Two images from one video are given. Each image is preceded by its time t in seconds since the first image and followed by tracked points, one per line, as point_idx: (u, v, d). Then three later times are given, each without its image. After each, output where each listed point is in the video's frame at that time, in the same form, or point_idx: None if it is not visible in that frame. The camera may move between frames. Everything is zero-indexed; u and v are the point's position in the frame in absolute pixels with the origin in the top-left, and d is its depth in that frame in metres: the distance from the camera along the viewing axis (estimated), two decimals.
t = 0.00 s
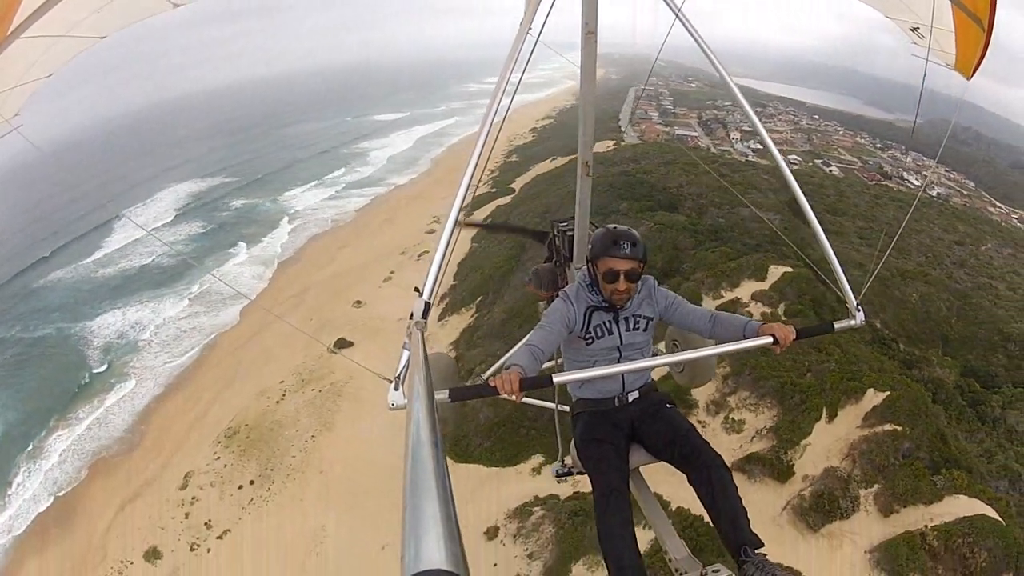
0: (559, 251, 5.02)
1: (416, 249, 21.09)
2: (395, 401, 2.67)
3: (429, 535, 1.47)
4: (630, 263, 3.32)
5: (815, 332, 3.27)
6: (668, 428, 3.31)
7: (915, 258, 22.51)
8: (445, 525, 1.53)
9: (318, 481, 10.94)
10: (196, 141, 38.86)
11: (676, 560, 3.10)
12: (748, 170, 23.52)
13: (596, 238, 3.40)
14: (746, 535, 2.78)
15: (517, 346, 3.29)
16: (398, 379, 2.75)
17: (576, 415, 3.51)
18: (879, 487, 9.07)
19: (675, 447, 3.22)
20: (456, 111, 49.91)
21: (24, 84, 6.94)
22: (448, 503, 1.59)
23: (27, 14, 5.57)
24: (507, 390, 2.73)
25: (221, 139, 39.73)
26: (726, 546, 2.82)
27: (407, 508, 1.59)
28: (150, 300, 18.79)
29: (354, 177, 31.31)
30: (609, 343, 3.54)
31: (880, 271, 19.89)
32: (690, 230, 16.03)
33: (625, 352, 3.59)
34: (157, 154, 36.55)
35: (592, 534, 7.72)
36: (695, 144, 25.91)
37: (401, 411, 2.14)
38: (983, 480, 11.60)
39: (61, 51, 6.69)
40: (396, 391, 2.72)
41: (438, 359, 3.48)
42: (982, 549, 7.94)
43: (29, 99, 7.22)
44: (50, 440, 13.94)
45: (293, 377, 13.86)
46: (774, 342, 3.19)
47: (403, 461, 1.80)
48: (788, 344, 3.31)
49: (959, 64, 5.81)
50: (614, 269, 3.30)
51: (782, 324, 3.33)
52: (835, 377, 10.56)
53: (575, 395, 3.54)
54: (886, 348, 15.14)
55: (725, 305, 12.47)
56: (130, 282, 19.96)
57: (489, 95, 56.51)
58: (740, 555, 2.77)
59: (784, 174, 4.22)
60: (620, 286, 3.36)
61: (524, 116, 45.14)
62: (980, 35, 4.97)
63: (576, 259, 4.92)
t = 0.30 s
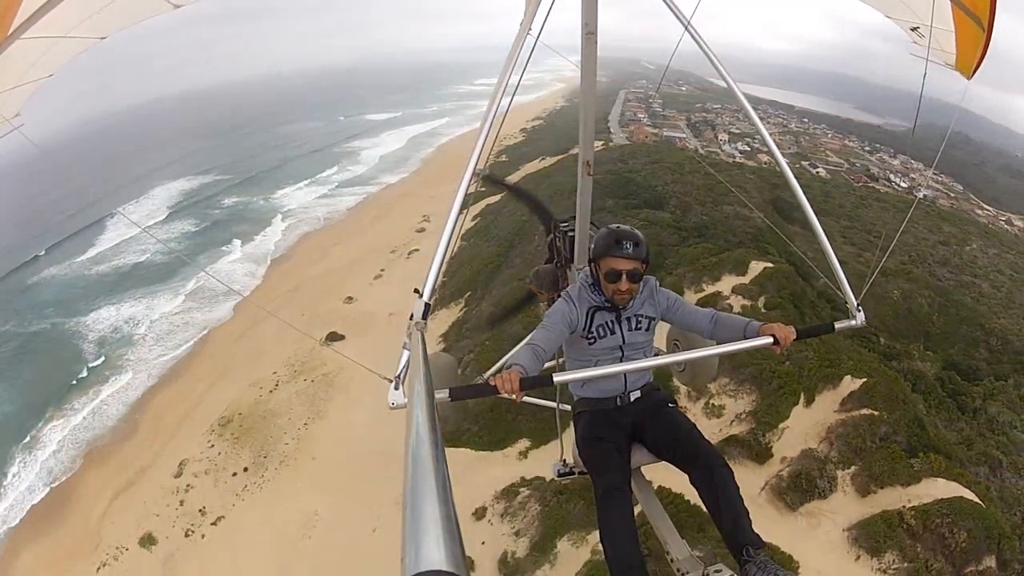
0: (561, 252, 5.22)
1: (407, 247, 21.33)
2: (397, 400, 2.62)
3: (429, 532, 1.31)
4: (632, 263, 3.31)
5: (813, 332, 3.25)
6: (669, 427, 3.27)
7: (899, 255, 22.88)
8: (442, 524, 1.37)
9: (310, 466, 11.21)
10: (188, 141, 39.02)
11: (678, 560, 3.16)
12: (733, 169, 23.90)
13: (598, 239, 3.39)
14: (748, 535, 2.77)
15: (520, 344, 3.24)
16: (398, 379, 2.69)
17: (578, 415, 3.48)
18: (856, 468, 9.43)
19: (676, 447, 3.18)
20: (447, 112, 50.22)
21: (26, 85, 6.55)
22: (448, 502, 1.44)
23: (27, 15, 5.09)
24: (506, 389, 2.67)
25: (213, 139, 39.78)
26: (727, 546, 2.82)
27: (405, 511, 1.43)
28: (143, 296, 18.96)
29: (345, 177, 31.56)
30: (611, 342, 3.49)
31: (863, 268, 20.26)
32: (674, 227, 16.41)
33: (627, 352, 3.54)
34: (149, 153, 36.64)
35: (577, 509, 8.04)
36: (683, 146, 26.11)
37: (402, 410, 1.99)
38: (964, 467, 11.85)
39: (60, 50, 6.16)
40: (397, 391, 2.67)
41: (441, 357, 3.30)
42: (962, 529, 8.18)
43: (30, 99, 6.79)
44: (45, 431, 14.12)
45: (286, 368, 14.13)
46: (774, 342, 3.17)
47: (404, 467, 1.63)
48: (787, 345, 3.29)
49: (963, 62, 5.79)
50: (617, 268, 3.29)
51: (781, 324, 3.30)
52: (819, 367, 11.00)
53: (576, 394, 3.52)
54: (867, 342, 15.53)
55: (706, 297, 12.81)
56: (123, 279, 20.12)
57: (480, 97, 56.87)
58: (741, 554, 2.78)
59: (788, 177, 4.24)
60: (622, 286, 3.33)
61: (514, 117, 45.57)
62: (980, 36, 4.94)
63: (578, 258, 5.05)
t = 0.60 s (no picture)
0: (565, 252, 5.10)
1: (397, 247, 21.64)
2: (395, 402, 2.78)
3: (429, 532, 1.35)
4: (639, 261, 3.26)
5: (814, 332, 3.27)
6: (676, 426, 3.27)
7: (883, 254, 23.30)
8: (443, 527, 1.41)
9: (302, 457, 11.46)
10: (178, 144, 39.23)
11: (688, 560, 3.30)
12: (718, 172, 24.35)
13: (604, 236, 3.36)
14: (754, 533, 2.74)
15: (523, 343, 3.23)
16: (398, 378, 2.83)
17: (585, 415, 3.47)
18: (833, 453, 9.80)
19: (683, 447, 3.19)
20: (437, 117, 50.64)
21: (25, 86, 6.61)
22: (448, 503, 1.48)
23: (27, 16, 4.97)
24: (507, 390, 2.68)
25: (204, 141, 39.90)
26: (735, 545, 2.80)
27: (405, 514, 1.47)
28: (136, 294, 19.13)
29: (335, 179, 31.87)
30: (617, 341, 3.46)
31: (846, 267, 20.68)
32: (657, 226, 16.84)
33: (633, 350, 3.50)
34: (140, 156, 36.80)
35: (560, 490, 8.44)
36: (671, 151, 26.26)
37: (401, 407, 2.04)
38: (941, 453, 12.31)
39: (60, 52, 6.25)
40: (397, 390, 2.80)
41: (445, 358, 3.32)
42: (939, 512, 8.53)
43: (30, 101, 6.85)
44: (40, 426, 14.29)
45: (277, 364, 14.37)
46: (775, 342, 3.19)
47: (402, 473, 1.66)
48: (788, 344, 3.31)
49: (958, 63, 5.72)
50: (624, 267, 3.24)
51: (782, 324, 3.32)
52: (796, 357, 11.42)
53: (583, 394, 3.51)
54: (848, 338, 15.96)
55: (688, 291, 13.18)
56: (116, 277, 20.27)
57: (469, 103, 57.37)
58: (750, 553, 2.76)
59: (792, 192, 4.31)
60: (629, 284, 3.30)
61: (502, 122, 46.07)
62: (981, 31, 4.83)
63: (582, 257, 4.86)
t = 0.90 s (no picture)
0: (568, 254, 5.43)
1: (383, 246, 21.97)
2: (397, 401, 3.01)
3: (428, 532, 1.59)
4: (643, 261, 3.50)
5: (807, 333, 3.48)
6: (681, 426, 3.47)
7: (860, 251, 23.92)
8: (443, 524, 1.65)
9: (292, 448, 11.75)
10: (163, 147, 39.23)
11: (697, 558, 3.54)
12: (697, 173, 24.97)
13: (608, 238, 3.60)
14: (762, 531, 2.99)
15: (529, 342, 3.44)
16: (398, 380, 3.10)
17: (592, 415, 3.67)
18: (805, 435, 10.50)
19: (689, 447, 3.36)
20: (421, 120, 51.06)
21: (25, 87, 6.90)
22: (447, 500, 1.73)
23: (27, 17, 5.25)
24: (507, 390, 2.84)
25: (189, 143, 39.95)
26: (744, 542, 3.06)
27: (405, 514, 1.71)
28: (125, 294, 19.31)
29: (320, 181, 32.14)
30: (623, 341, 3.69)
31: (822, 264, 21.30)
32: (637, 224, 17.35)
33: (638, 349, 3.75)
34: (126, 159, 36.82)
35: (544, 471, 9.08)
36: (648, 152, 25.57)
37: (403, 410, 2.29)
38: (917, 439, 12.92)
39: (59, 53, 6.55)
40: (397, 390, 3.06)
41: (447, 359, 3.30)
42: (914, 491, 9.17)
43: (29, 102, 7.16)
44: (32, 423, 14.45)
45: (266, 359, 14.64)
46: (776, 342, 3.36)
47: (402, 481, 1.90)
48: (788, 342, 3.52)
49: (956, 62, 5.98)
50: (629, 267, 3.48)
51: (781, 325, 3.53)
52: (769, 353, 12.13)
53: (590, 394, 3.72)
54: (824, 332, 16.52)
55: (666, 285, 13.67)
56: (104, 277, 20.43)
57: (453, 106, 57.86)
58: (758, 550, 3.02)
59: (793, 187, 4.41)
60: (633, 285, 3.53)
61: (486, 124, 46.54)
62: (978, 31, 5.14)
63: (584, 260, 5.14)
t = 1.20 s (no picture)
0: (569, 254, 5.65)
1: (364, 240, 22.25)
2: (397, 402, 2.88)
3: (428, 534, 1.68)
4: (647, 262, 3.56)
5: (809, 331, 3.55)
6: (687, 424, 3.60)
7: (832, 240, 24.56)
8: (442, 526, 1.75)
9: (278, 434, 12.12)
10: (141, 146, 39.14)
11: (710, 554, 3.52)
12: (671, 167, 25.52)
13: (613, 238, 3.66)
14: (771, 525, 3.05)
15: (533, 342, 3.51)
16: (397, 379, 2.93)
17: (598, 416, 3.80)
18: (775, 411, 10.96)
19: (696, 445, 3.47)
20: (401, 118, 51.27)
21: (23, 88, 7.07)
22: (446, 505, 1.81)
23: (26, 15, 5.47)
24: (506, 390, 2.97)
25: (171, 142, 39.92)
26: (753, 538, 3.10)
27: (409, 512, 1.81)
28: (110, 292, 19.45)
29: (300, 179, 32.34)
30: (627, 341, 3.80)
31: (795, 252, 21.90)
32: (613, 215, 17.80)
33: (643, 349, 3.87)
34: (109, 158, 36.77)
35: (521, 446, 9.69)
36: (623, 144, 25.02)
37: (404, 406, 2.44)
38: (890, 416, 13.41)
39: (58, 52, 6.81)
40: (396, 391, 2.91)
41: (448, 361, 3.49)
42: (884, 464, 9.80)
43: (28, 102, 7.33)
44: (22, 419, 14.60)
45: (251, 351, 14.92)
46: (776, 341, 3.46)
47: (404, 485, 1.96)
48: (787, 343, 3.59)
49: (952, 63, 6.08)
50: (634, 268, 3.53)
51: (781, 324, 3.60)
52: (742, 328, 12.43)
53: (595, 395, 3.84)
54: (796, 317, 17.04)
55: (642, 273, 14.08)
56: (88, 276, 20.54)
57: (431, 103, 58.13)
58: (767, 545, 3.06)
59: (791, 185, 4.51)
60: (638, 285, 3.60)
61: (466, 121, 46.87)
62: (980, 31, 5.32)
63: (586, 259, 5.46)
